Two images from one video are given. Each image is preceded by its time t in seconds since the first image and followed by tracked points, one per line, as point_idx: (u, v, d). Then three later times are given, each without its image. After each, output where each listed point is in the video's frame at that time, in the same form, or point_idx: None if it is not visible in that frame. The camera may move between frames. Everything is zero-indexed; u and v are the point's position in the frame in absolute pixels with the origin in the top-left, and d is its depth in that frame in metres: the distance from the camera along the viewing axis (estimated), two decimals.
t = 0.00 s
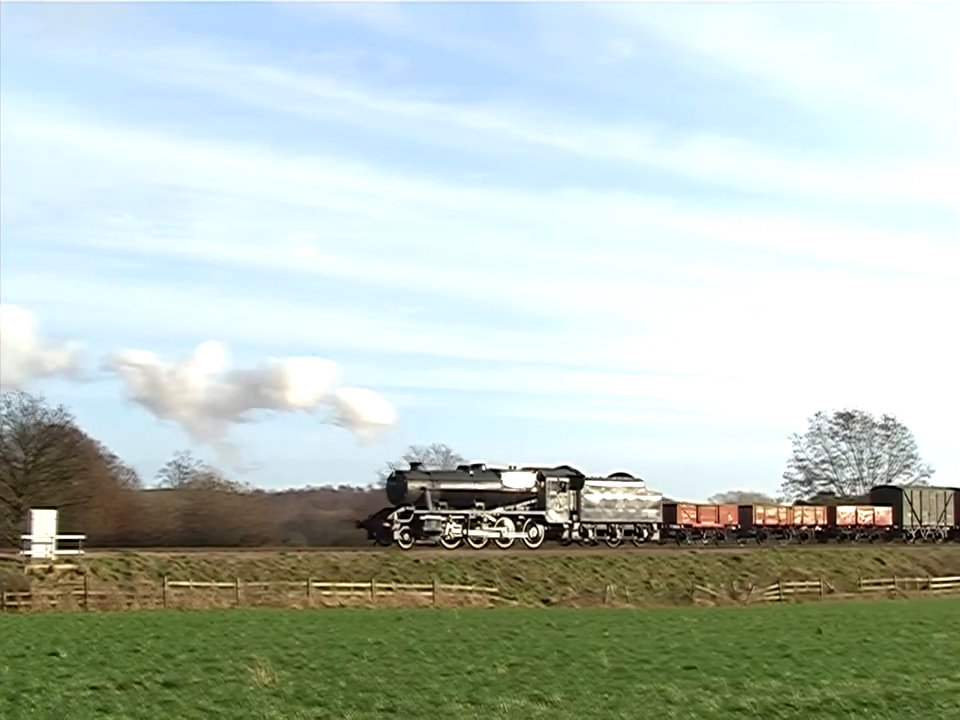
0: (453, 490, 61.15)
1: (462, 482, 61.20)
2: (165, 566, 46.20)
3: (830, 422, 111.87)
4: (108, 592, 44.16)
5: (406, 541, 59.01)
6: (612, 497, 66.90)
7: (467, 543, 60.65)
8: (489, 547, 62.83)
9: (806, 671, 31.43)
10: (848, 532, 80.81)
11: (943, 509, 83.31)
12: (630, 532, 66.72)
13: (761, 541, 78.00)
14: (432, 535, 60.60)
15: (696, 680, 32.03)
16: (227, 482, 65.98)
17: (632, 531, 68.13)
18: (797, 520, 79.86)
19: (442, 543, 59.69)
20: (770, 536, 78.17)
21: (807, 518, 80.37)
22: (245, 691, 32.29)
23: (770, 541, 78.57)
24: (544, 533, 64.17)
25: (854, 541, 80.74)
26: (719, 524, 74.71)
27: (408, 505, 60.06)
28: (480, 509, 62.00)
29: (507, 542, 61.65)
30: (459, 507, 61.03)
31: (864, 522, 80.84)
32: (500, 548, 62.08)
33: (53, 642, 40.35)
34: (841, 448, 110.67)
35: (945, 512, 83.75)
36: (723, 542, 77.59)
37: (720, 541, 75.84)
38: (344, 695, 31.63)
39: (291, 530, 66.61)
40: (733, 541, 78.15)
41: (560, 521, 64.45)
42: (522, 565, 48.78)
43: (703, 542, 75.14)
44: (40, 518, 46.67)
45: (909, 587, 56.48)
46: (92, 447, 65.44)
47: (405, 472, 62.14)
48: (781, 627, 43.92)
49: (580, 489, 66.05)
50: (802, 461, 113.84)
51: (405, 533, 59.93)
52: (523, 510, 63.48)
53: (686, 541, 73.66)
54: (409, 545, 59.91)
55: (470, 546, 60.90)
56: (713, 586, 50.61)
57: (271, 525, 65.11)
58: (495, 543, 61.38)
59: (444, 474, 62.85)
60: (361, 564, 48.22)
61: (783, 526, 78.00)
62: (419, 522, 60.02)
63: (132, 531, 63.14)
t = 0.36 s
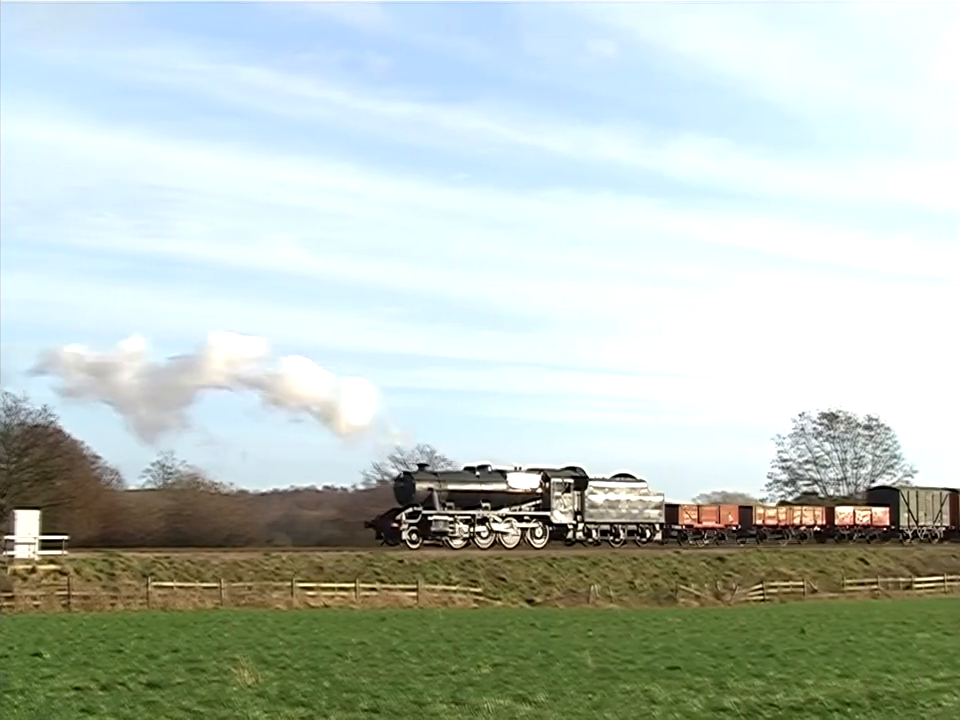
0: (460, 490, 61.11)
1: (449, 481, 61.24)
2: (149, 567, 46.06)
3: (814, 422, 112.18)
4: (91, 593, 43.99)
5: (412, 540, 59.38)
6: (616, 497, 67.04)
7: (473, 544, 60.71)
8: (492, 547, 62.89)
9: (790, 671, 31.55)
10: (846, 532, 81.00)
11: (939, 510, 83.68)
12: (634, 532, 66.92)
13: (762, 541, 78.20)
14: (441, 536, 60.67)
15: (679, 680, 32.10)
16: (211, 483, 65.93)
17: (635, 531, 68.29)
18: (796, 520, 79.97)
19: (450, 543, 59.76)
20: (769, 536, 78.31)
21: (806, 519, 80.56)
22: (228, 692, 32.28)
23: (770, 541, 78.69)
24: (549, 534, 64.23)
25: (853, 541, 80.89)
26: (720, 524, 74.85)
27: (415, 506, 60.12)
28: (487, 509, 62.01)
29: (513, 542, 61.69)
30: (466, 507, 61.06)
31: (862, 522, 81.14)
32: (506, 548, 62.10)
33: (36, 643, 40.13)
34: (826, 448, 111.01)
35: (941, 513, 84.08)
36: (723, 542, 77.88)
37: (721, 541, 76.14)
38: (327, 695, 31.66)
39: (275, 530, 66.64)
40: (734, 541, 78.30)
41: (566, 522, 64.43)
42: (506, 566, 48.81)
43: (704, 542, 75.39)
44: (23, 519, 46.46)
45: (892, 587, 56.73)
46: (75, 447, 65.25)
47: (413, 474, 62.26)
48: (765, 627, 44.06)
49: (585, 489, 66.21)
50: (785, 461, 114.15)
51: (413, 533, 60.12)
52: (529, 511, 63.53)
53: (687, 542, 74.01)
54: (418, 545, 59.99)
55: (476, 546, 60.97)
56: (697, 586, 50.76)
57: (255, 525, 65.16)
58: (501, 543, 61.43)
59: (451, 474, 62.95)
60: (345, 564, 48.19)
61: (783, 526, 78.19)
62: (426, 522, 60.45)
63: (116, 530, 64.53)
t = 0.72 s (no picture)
0: (464, 491, 61.65)
1: (446, 482, 61.45)
2: (130, 567, 45.96)
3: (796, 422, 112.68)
4: (72, 593, 43.86)
5: (417, 541, 59.69)
6: (618, 498, 67.25)
7: (477, 544, 60.91)
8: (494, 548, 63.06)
9: (771, 671, 31.67)
10: (842, 532, 81.26)
11: (933, 510, 83.93)
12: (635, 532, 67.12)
13: (761, 541, 78.58)
14: (445, 536, 60.96)
15: (661, 680, 32.19)
16: (193, 483, 65.86)
17: (639, 531, 68.44)
18: (792, 520, 80.29)
19: (454, 543, 59.99)
20: (767, 536, 78.62)
21: (802, 519, 81.01)
22: (210, 692, 32.31)
23: (767, 542, 78.97)
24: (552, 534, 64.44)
25: (849, 541, 81.05)
26: (718, 524, 75.14)
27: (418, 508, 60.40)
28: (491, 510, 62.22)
29: (516, 542, 61.82)
30: (470, 508, 61.29)
31: (858, 522, 81.52)
32: (509, 548, 62.25)
33: (17, 644, 39.95)
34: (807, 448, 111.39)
35: (935, 512, 84.30)
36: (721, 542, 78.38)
37: (720, 541, 76.60)
38: (309, 695, 31.71)
39: (258, 529, 66.65)
40: (731, 541, 78.64)
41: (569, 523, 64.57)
42: (489, 566, 48.87)
43: (704, 542, 75.84)
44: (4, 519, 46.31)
45: (874, 586, 57.00)
46: (55, 447, 65.04)
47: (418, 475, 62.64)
48: (746, 627, 44.22)
49: (588, 490, 66.45)
50: (766, 461, 114.60)
51: (419, 534, 60.48)
52: (532, 512, 63.72)
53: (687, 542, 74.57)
54: (423, 545, 60.23)
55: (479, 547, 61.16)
56: (678, 586, 50.93)
57: (237, 525, 65.07)
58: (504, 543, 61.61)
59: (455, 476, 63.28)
60: (327, 564, 48.17)
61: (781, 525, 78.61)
62: (430, 522, 60.85)
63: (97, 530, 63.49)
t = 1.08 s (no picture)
0: (469, 492, 61.62)
1: (451, 482, 61.42)
2: (113, 567, 45.83)
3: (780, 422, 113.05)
4: (55, 594, 43.71)
5: (424, 541, 59.69)
6: (619, 499, 67.50)
7: (483, 544, 60.94)
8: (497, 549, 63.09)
9: (754, 671, 31.79)
10: (839, 533, 81.51)
11: (928, 510, 84.38)
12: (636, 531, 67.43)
13: (760, 541, 78.85)
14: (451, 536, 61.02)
15: (645, 679, 32.28)
16: (176, 482, 65.65)
17: (640, 531, 68.68)
18: (790, 520, 80.54)
19: (460, 543, 60.02)
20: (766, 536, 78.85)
21: (800, 519, 81.32)
22: (193, 692, 32.35)
23: (765, 542, 79.21)
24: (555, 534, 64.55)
25: (846, 541, 81.30)
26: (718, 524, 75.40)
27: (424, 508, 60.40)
28: (496, 511, 62.32)
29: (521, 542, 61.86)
30: (476, 508, 61.35)
31: (855, 522, 81.77)
32: (515, 548, 62.30)
33: None
34: (787, 448, 111.87)
35: (930, 513, 84.75)
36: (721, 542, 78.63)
37: (719, 541, 76.90)
38: (292, 695, 31.76)
39: (241, 530, 66.53)
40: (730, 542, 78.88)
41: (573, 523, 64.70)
42: (472, 566, 48.90)
43: (704, 542, 76.13)
44: None
45: (856, 587, 57.24)
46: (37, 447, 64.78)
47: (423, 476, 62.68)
48: (729, 627, 44.36)
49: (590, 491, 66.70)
50: (750, 461, 114.86)
51: (425, 534, 60.48)
52: (537, 513, 63.82)
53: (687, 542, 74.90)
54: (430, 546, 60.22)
55: (484, 547, 61.20)
56: (661, 586, 51.08)
57: (220, 525, 64.93)
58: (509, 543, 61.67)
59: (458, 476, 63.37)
60: (310, 564, 48.12)
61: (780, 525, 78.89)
62: (437, 522, 60.86)
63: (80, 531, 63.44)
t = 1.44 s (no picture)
0: (471, 492, 61.42)
1: (455, 483, 61.19)
2: (93, 568, 45.70)
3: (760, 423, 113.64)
4: (34, 595, 43.53)
5: (427, 541, 59.56)
6: (618, 499, 67.94)
7: (485, 544, 60.92)
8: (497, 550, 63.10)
9: (735, 671, 31.96)
10: (833, 533, 81.95)
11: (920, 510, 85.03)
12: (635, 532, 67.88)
13: (756, 541, 79.15)
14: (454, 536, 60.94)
15: (625, 680, 32.41)
16: (157, 482, 65.44)
17: (639, 531, 69.15)
18: (785, 520, 80.88)
19: (463, 544, 59.94)
20: (763, 536, 79.14)
21: (794, 519, 81.76)
22: (174, 693, 32.35)
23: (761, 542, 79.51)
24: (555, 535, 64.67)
25: (840, 541, 81.70)
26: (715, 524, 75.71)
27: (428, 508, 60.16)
28: (498, 512, 62.35)
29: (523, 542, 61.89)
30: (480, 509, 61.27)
31: (850, 523, 82.12)
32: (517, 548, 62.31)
33: None
34: (767, 448, 112.50)
35: (922, 513, 85.60)
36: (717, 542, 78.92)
37: (716, 541, 77.22)
38: (274, 696, 31.80)
39: (222, 529, 66.37)
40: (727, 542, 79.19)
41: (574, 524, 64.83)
42: (453, 567, 48.96)
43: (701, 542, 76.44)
44: None
45: (837, 587, 57.58)
46: (17, 447, 64.46)
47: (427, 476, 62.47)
48: (710, 628, 44.54)
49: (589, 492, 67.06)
50: (730, 461, 115.35)
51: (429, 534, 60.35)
52: (538, 514, 63.90)
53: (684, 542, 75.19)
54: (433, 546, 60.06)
55: (486, 547, 61.21)
56: (643, 586, 51.26)
57: (201, 524, 64.78)
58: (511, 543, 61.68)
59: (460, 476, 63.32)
60: (292, 565, 48.09)
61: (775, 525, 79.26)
62: (440, 523, 60.74)
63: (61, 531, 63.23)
